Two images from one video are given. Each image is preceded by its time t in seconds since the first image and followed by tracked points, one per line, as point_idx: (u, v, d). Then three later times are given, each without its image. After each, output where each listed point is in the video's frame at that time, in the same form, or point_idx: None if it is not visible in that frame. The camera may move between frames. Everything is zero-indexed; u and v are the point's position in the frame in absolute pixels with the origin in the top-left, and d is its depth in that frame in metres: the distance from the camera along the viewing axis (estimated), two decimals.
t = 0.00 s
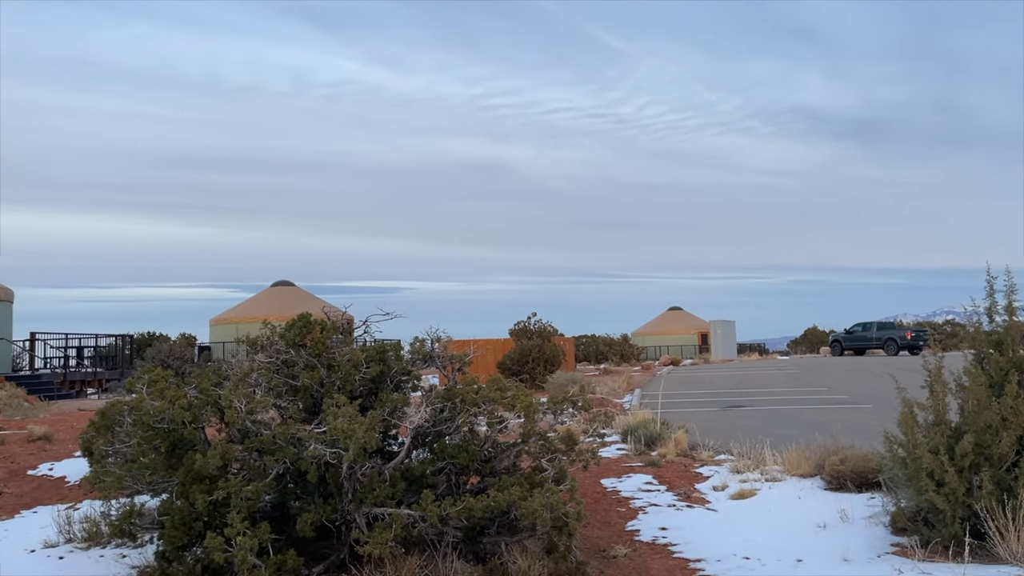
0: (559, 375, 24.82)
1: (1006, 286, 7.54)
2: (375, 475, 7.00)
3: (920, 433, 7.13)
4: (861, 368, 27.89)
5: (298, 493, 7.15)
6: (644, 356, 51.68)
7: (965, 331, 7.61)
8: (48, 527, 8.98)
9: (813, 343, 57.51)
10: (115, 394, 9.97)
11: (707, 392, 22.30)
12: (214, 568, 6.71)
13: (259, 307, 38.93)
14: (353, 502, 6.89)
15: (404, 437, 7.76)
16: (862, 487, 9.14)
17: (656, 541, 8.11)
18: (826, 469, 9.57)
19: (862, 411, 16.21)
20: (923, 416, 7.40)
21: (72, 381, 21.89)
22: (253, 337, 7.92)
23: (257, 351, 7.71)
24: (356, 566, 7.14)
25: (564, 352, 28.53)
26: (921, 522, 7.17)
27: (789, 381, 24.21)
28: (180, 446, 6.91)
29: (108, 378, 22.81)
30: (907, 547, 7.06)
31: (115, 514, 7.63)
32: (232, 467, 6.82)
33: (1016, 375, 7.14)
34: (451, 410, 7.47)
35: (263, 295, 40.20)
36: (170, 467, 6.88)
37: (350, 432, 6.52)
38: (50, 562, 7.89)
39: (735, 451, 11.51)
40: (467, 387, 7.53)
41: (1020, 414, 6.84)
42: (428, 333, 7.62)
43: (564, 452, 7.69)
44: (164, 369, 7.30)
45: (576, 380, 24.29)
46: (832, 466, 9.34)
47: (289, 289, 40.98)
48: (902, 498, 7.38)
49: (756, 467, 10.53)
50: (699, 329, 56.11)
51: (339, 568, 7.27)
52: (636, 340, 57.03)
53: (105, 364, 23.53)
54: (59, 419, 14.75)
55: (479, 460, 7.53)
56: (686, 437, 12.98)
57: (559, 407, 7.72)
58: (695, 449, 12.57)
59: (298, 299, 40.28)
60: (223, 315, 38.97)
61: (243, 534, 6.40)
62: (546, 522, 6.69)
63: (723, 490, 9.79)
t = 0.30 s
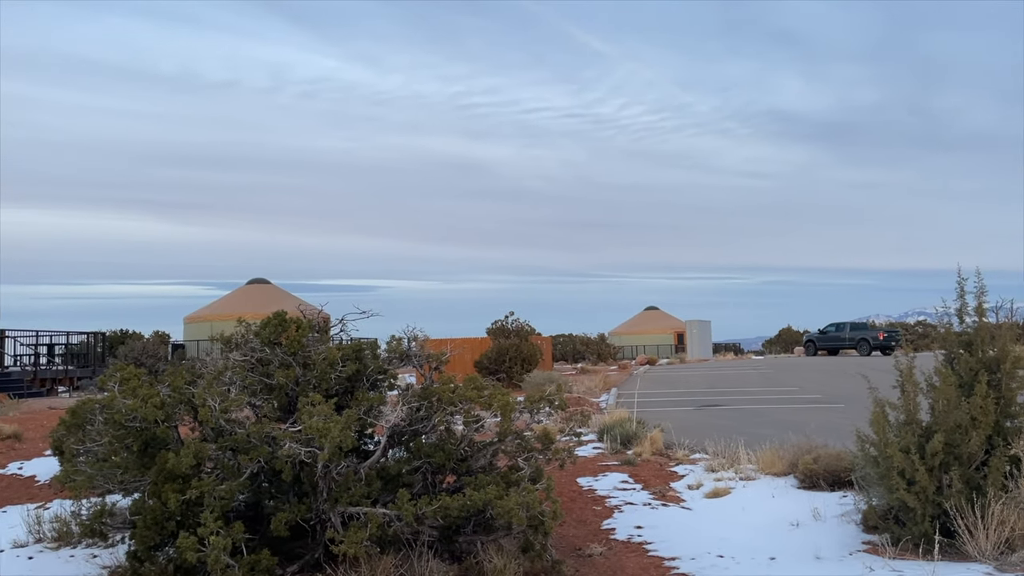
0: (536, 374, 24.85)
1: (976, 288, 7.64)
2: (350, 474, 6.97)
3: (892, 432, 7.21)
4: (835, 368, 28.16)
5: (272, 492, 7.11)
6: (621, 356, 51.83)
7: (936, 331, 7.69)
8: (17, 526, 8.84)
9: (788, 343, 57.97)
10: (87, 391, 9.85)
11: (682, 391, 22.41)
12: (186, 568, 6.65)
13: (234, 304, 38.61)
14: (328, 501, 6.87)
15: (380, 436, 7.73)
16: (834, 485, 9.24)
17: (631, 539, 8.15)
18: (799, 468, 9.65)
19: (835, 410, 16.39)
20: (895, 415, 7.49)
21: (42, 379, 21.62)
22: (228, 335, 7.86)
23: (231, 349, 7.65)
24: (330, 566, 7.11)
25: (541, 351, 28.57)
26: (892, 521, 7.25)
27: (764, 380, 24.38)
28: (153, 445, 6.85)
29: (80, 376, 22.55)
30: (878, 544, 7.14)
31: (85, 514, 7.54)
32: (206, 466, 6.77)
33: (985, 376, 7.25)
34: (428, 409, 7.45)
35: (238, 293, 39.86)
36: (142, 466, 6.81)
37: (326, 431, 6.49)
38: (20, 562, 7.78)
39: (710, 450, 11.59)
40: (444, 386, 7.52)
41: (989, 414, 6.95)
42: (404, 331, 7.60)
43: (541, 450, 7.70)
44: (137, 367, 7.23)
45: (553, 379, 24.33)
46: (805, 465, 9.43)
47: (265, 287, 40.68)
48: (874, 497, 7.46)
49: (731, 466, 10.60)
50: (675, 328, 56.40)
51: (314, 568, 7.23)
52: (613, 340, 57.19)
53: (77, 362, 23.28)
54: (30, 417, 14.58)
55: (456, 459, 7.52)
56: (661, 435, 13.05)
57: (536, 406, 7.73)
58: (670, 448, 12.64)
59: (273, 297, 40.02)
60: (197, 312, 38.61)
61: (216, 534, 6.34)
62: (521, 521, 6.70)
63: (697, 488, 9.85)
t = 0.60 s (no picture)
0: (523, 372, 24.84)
1: (958, 288, 7.71)
2: (335, 472, 6.95)
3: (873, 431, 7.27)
4: (819, 368, 28.29)
5: (256, 490, 7.09)
6: (607, 355, 51.90)
7: (919, 331, 7.75)
8: None
9: (773, 343, 58.20)
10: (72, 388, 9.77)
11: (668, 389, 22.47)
12: (169, 565, 6.62)
13: (219, 301, 38.38)
14: (312, 498, 6.85)
15: (364, 433, 7.72)
16: (816, 483, 9.30)
17: (615, 537, 8.17)
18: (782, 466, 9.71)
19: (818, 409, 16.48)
20: (877, 414, 7.54)
21: (24, 375, 21.49)
22: (212, 332, 7.83)
23: (216, 346, 7.62)
24: (314, 564, 7.10)
25: (528, 350, 28.59)
26: (873, 519, 7.30)
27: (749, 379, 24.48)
28: (135, 442, 6.81)
29: (63, 373, 22.37)
30: (860, 542, 7.19)
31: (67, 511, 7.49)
32: (189, 463, 6.75)
33: (966, 375, 7.31)
34: (413, 407, 7.44)
35: (225, 290, 39.67)
36: (125, 463, 6.78)
37: (310, 429, 6.48)
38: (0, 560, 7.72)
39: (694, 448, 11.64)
40: (429, 383, 7.51)
41: (970, 413, 7.02)
42: (390, 329, 7.60)
43: (526, 448, 7.72)
44: (120, 364, 7.19)
45: (539, 377, 24.36)
46: (788, 463, 9.49)
47: (251, 284, 40.51)
48: (856, 495, 7.51)
49: (715, 464, 10.65)
50: (662, 327, 56.54)
51: (297, 566, 7.22)
52: (599, 339, 57.26)
53: (59, 358, 23.12)
54: (12, 414, 14.46)
55: (440, 457, 7.53)
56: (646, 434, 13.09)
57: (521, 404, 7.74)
58: (655, 446, 12.67)
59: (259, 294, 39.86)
60: (182, 309, 38.40)
61: (198, 531, 6.32)
62: (506, 519, 6.70)
63: (681, 486, 9.88)
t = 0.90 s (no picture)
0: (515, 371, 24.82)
1: (949, 289, 7.72)
2: (326, 470, 6.94)
3: (864, 431, 7.29)
4: (812, 368, 28.33)
5: (247, 487, 7.07)
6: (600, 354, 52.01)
7: (910, 330, 7.76)
8: None
9: (766, 342, 58.29)
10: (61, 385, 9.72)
11: (661, 389, 22.49)
12: (159, 563, 6.59)
13: (212, 299, 38.23)
14: (303, 496, 6.84)
15: (356, 432, 7.70)
16: (807, 482, 9.32)
17: (607, 536, 8.17)
18: (773, 466, 9.73)
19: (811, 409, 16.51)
20: (867, 414, 7.55)
21: (15, 371, 21.42)
22: (203, 330, 7.80)
23: (207, 343, 7.60)
24: (305, 562, 7.08)
25: (520, 349, 28.59)
26: (863, 518, 7.32)
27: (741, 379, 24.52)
28: (125, 439, 6.78)
29: (54, 370, 22.25)
30: (850, 541, 7.21)
31: (56, 509, 7.45)
32: (180, 461, 6.74)
33: (956, 375, 7.33)
34: (404, 405, 7.43)
35: (218, 287, 39.57)
36: (115, 460, 6.76)
37: (301, 427, 6.46)
38: None
39: (686, 447, 11.65)
40: (421, 382, 7.50)
41: (960, 413, 7.04)
42: (382, 327, 7.59)
43: (517, 447, 7.72)
44: (111, 362, 7.16)
45: (532, 376, 24.36)
46: (780, 462, 9.51)
47: (244, 282, 40.41)
48: (846, 494, 7.52)
49: (706, 463, 10.66)
50: (655, 327, 56.59)
51: (288, 564, 7.20)
52: (592, 337, 57.31)
53: (50, 355, 23.01)
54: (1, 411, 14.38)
55: (432, 455, 7.53)
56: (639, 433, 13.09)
57: (513, 402, 7.74)
58: (647, 445, 12.68)
59: (252, 291, 39.75)
60: (174, 306, 38.28)
61: (189, 529, 6.30)
62: (497, 517, 6.70)
63: (673, 485, 9.89)
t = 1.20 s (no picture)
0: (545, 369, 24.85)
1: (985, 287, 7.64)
2: (359, 466, 7.02)
3: (898, 430, 7.23)
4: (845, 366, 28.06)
5: (282, 483, 7.16)
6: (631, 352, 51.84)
7: (946, 329, 7.68)
8: (30, 514, 8.89)
9: (799, 340, 57.74)
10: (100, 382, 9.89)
11: (691, 387, 22.40)
12: (196, 557, 6.71)
13: (245, 298, 38.63)
14: (337, 492, 6.93)
15: (388, 428, 7.77)
16: (840, 482, 9.25)
17: (637, 534, 8.18)
18: (806, 465, 9.68)
19: (843, 408, 16.36)
20: (902, 413, 7.48)
21: (56, 368, 21.85)
22: (238, 328, 7.91)
23: (242, 341, 7.71)
24: (339, 557, 7.17)
25: (550, 347, 28.61)
26: (898, 518, 7.25)
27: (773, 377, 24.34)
28: (164, 435, 6.92)
29: (93, 367, 22.63)
30: (884, 541, 7.16)
31: (98, 502, 7.62)
32: (217, 456, 6.86)
33: (993, 375, 7.25)
34: (436, 403, 7.49)
35: (251, 286, 40.03)
36: (154, 456, 6.89)
37: (334, 423, 6.54)
38: (34, 550, 7.84)
39: (717, 446, 11.63)
40: (452, 379, 7.56)
41: (997, 412, 6.96)
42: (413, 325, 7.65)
43: (548, 445, 7.75)
44: (150, 358, 7.30)
45: (562, 374, 24.39)
46: (812, 462, 9.45)
47: (276, 280, 40.83)
48: (880, 494, 7.46)
49: (738, 462, 10.63)
50: (686, 325, 56.31)
51: (322, 559, 7.29)
52: (622, 335, 57.15)
53: (89, 353, 23.43)
54: (42, 407, 14.64)
55: (463, 452, 7.59)
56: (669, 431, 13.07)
57: (543, 401, 7.78)
58: (678, 444, 12.65)
59: (284, 289, 40.14)
60: (209, 305, 38.75)
61: (225, 524, 6.41)
62: (528, 514, 6.74)
63: (704, 484, 9.87)
